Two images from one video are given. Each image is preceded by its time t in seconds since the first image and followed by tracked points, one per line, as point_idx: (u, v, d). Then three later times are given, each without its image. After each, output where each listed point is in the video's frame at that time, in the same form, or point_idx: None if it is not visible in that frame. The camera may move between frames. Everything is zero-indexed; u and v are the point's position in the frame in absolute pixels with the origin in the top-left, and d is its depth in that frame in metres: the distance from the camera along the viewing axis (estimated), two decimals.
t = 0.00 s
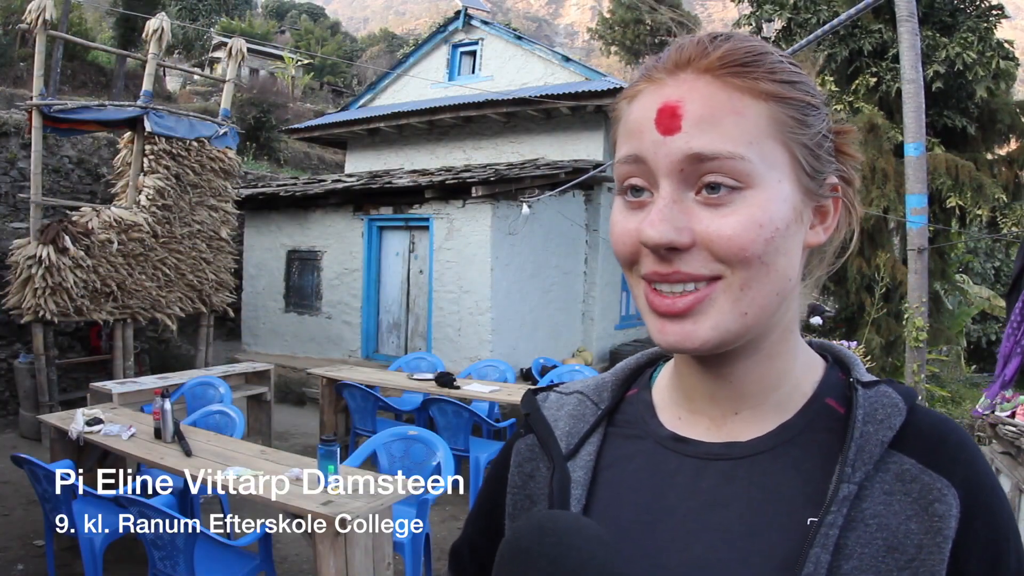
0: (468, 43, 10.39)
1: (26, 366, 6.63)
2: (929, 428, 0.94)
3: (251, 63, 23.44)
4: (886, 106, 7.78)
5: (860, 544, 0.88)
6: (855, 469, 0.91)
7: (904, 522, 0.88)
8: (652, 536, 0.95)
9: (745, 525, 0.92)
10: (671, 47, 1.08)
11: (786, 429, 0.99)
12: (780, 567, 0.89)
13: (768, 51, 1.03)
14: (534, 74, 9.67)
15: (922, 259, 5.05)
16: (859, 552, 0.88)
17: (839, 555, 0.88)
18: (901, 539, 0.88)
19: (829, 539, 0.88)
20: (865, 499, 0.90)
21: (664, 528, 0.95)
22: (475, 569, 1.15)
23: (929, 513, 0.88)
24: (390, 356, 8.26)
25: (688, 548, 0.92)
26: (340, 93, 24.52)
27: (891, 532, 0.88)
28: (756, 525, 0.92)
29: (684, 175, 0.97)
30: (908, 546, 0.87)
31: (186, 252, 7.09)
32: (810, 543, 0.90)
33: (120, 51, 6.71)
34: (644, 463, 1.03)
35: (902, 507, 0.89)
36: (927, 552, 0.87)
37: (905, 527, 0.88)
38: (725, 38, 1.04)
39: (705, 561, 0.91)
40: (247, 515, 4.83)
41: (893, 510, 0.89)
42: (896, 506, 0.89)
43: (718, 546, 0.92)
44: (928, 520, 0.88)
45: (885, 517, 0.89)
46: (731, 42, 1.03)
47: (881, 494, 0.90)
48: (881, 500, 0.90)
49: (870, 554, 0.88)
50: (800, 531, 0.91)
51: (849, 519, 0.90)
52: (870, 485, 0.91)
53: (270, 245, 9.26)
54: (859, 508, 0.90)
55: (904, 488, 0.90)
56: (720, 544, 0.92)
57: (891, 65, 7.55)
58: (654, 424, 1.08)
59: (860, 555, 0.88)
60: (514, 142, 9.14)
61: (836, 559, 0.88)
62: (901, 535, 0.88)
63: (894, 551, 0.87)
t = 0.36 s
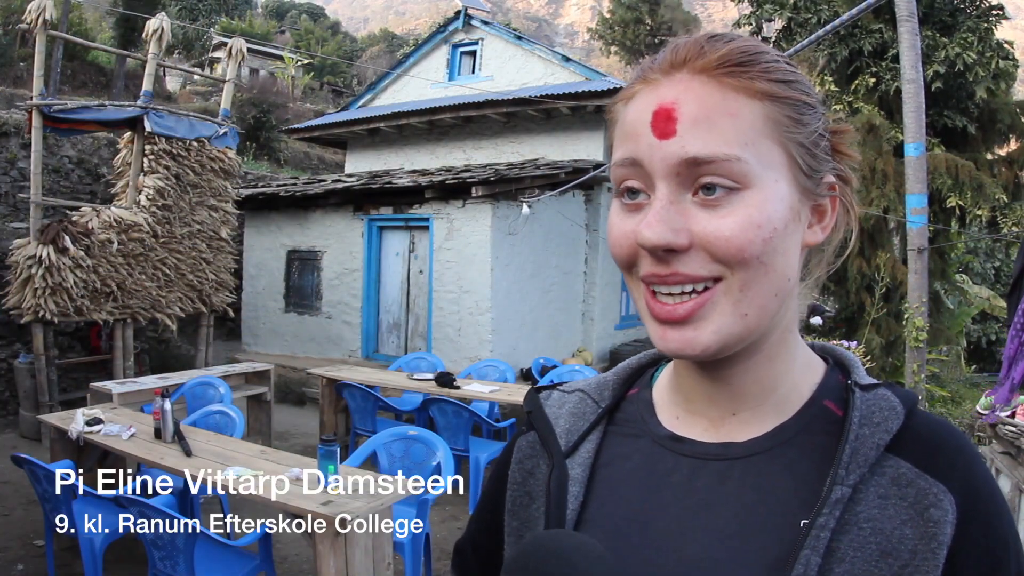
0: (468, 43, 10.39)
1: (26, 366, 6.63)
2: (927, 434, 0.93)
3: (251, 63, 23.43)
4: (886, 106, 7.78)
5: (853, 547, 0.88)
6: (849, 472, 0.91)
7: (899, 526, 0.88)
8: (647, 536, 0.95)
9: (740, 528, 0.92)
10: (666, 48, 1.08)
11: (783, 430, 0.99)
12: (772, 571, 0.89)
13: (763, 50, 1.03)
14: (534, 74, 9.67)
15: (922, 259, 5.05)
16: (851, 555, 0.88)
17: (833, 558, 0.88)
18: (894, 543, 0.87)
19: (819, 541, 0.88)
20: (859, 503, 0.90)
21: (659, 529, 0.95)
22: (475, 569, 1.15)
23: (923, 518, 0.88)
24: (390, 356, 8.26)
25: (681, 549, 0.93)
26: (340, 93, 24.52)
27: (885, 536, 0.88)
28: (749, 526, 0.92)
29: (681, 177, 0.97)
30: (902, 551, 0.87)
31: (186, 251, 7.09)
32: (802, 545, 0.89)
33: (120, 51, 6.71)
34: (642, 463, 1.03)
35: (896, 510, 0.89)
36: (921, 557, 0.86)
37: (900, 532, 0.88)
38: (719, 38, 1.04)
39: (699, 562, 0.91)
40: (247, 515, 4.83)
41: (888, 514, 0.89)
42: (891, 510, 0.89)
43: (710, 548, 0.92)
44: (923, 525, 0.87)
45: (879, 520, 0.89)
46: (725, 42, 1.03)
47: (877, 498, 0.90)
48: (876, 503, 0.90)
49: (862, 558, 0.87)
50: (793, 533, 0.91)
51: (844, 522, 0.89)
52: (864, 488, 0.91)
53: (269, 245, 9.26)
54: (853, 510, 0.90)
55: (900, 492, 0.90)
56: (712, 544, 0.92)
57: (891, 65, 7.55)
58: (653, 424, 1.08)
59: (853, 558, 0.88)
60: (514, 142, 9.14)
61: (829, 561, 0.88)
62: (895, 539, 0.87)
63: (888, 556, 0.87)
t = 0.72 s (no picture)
0: (468, 42, 10.39)
1: (26, 366, 6.63)
2: (922, 421, 0.93)
3: (251, 63, 23.43)
4: (886, 106, 7.78)
5: (853, 534, 0.88)
6: (846, 460, 0.91)
7: (898, 512, 0.88)
8: (648, 528, 0.96)
9: (740, 521, 0.92)
10: (679, 56, 1.08)
11: (783, 427, 0.99)
12: (773, 563, 0.89)
13: (776, 62, 1.03)
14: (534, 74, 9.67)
15: (922, 259, 5.05)
16: (851, 542, 0.88)
17: (831, 546, 0.88)
18: (893, 529, 0.87)
19: (817, 528, 0.88)
20: (857, 491, 0.90)
21: (660, 521, 0.96)
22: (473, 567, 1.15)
23: (922, 502, 0.87)
24: (390, 356, 8.26)
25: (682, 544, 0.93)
26: (340, 93, 24.52)
27: (884, 523, 0.88)
28: (750, 520, 0.92)
29: (692, 186, 0.97)
30: (901, 535, 0.87)
31: (186, 251, 7.10)
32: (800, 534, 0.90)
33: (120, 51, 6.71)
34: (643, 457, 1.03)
35: (895, 496, 0.89)
36: (920, 541, 0.86)
37: (899, 518, 0.88)
38: (733, 50, 1.04)
39: (700, 557, 0.91)
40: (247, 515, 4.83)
41: (887, 500, 0.89)
42: (889, 496, 0.89)
43: (711, 540, 0.92)
44: (922, 509, 0.87)
45: (878, 508, 0.89)
46: (740, 54, 1.03)
47: (875, 484, 0.90)
48: (874, 490, 0.90)
49: (862, 544, 0.87)
50: (792, 525, 0.91)
51: (842, 510, 0.89)
52: (863, 475, 0.91)
53: (270, 245, 9.26)
54: (851, 498, 0.90)
55: (898, 476, 0.90)
56: (713, 539, 0.92)
57: (891, 65, 7.55)
58: (655, 418, 1.08)
59: (854, 545, 0.87)
60: (514, 142, 9.14)
61: (829, 549, 0.88)
62: (894, 526, 0.87)
63: (887, 542, 0.87)
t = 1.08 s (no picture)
0: (468, 43, 10.39)
1: (26, 366, 6.63)
2: (929, 424, 0.93)
3: (251, 63, 23.43)
4: (886, 106, 7.78)
5: (863, 537, 0.88)
6: (856, 463, 0.91)
7: (907, 514, 0.88)
8: (656, 532, 0.96)
9: (749, 525, 0.92)
10: (674, 59, 1.09)
11: (791, 431, 0.99)
12: (783, 566, 0.90)
13: (770, 61, 1.04)
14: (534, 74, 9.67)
15: (922, 259, 5.05)
16: (863, 545, 0.88)
17: (842, 548, 0.88)
18: (903, 532, 0.87)
19: (829, 530, 0.88)
20: (867, 493, 0.90)
21: (669, 523, 0.96)
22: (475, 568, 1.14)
23: (931, 504, 0.87)
24: (390, 356, 8.26)
25: (691, 547, 0.93)
26: (340, 93, 24.54)
27: (894, 525, 0.88)
28: (760, 524, 0.92)
29: (693, 183, 0.97)
30: (911, 539, 0.87)
31: (186, 251, 7.10)
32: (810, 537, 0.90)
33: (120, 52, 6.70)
34: (650, 460, 1.03)
35: (904, 499, 0.89)
36: (930, 543, 0.86)
37: (908, 520, 0.88)
38: (728, 50, 1.05)
39: (708, 560, 0.91)
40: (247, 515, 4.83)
41: (896, 503, 0.89)
42: (899, 499, 0.89)
43: (718, 545, 0.92)
44: (930, 512, 0.87)
45: (887, 511, 0.89)
46: (733, 54, 1.03)
47: (883, 487, 0.90)
48: (883, 493, 0.90)
49: (873, 547, 0.87)
50: (801, 527, 0.91)
51: (853, 512, 0.89)
52: (871, 478, 0.91)
53: (269, 245, 9.26)
54: (860, 502, 0.90)
55: (907, 480, 0.90)
56: (723, 544, 0.92)
57: (891, 65, 7.55)
58: (661, 422, 1.08)
59: (864, 548, 0.87)
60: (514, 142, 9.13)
61: (839, 551, 0.88)
62: (903, 528, 0.87)
63: (897, 544, 0.87)
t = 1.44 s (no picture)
0: (468, 43, 10.39)
1: (26, 366, 6.62)
2: (932, 430, 0.93)
3: (251, 63, 23.44)
4: (886, 106, 7.79)
5: (864, 545, 0.88)
6: (858, 469, 0.91)
7: (908, 523, 0.88)
8: (652, 538, 0.96)
9: (746, 530, 0.92)
10: (685, 51, 1.09)
11: (789, 434, 0.99)
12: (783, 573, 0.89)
13: (781, 58, 1.04)
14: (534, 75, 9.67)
15: (922, 259, 5.05)
16: (863, 553, 0.87)
17: (845, 557, 0.88)
18: (905, 540, 0.87)
19: (831, 537, 0.87)
20: (869, 501, 0.90)
21: (664, 530, 0.96)
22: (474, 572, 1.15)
23: (934, 514, 0.87)
24: (390, 356, 8.26)
25: (686, 553, 0.93)
26: (340, 93, 24.54)
27: (896, 534, 0.88)
28: (757, 527, 0.92)
29: (696, 174, 0.97)
30: (913, 547, 0.86)
31: (186, 251, 7.10)
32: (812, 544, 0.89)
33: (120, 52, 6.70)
34: (647, 466, 1.03)
35: (906, 507, 0.89)
36: (932, 553, 0.86)
37: (910, 529, 0.87)
38: (738, 45, 1.05)
39: (704, 565, 0.91)
40: (247, 515, 4.83)
41: (897, 512, 0.89)
42: (900, 507, 0.89)
43: (715, 550, 0.92)
44: (933, 521, 0.87)
45: (888, 518, 0.89)
46: (745, 48, 1.04)
47: (885, 495, 0.90)
48: (885, 500, 0.90)
49: (874, 556, 0.87)
50: (801, 535, 0.91)
51: (854, 521, 0.89)
52: (872, 485, 0.91)
53: (270, 245, 9.26)
54: (861, 508, 0.90)
55: (908, 488, 0.90)
56: (719, 550, 0.92)
57: (891, 66, 7.55)
58: (658, 428, 1.08)
59: (864, 555, 0.87)
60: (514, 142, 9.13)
61: (840, 559, 0.87)
62: (905, 537, 0.87)
63: (898, 553, 0.87)
